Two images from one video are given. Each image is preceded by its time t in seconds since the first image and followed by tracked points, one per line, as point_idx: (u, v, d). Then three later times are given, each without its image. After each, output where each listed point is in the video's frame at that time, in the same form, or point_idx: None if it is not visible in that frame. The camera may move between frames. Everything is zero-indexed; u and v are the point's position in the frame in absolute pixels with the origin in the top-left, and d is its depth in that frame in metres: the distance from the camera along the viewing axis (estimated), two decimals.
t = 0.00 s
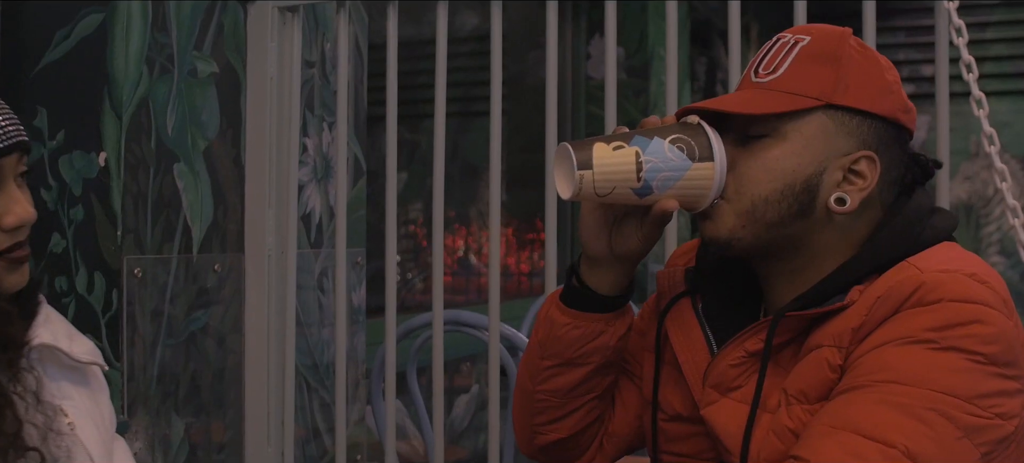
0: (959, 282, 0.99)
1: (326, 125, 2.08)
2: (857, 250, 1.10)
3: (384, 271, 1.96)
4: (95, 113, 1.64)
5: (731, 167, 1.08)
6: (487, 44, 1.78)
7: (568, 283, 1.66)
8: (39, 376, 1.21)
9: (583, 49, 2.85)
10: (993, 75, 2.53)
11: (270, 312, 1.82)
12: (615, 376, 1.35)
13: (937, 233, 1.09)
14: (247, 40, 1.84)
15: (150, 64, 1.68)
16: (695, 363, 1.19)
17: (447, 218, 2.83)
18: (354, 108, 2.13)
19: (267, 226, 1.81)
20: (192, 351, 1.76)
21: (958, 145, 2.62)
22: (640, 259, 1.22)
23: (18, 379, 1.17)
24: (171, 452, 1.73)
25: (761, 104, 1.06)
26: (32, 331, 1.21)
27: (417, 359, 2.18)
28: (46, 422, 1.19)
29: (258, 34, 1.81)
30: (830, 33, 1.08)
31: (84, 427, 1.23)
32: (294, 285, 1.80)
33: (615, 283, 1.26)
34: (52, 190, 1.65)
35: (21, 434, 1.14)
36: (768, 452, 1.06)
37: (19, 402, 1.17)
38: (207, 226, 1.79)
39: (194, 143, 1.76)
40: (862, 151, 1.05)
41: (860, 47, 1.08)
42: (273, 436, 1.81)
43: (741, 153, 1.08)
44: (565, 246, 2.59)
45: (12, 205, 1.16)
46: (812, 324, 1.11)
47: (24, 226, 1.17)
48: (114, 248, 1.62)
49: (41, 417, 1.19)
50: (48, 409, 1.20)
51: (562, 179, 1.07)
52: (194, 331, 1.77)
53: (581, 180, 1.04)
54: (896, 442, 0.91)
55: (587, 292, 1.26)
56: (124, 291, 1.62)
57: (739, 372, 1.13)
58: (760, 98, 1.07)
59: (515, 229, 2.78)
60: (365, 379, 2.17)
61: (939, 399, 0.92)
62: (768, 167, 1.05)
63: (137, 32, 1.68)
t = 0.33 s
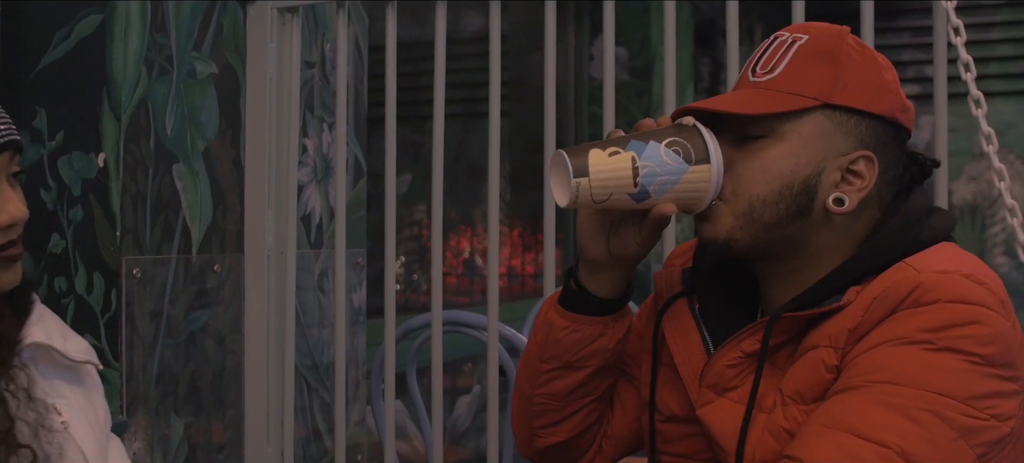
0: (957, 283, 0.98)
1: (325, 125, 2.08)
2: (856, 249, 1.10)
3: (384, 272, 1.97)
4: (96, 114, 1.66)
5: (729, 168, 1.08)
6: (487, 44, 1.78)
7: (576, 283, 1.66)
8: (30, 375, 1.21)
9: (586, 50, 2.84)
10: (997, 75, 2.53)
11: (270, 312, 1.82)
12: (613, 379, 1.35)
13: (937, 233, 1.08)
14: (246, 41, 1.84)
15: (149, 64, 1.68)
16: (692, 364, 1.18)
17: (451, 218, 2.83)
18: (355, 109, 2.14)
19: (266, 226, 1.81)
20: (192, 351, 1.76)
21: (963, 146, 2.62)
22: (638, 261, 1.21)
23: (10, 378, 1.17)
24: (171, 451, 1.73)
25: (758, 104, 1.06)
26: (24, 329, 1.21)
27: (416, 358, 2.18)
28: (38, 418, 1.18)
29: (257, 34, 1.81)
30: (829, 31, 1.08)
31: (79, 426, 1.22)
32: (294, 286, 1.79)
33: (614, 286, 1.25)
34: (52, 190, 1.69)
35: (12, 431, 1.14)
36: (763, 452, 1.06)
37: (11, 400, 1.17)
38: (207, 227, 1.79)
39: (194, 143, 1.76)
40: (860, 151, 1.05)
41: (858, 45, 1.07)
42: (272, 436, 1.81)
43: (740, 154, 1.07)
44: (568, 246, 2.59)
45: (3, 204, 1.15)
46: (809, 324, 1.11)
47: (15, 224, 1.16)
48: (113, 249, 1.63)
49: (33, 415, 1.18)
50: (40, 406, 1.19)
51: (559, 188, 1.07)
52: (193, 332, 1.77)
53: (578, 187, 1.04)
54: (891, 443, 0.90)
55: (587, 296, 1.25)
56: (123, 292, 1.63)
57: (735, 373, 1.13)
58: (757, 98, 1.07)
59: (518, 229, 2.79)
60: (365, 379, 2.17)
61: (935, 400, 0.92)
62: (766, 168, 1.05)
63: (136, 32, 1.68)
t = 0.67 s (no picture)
0: (951, 281, 0.97)
1: (326, 125, 2.09)
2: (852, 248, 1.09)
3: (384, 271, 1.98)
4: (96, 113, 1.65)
5: (726, 170, 1.05)
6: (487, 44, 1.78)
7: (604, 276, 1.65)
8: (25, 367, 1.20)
9: (591, 50, 2.85)
10: (1004, 74, 2.52)
11: (269, 314, 1.83)
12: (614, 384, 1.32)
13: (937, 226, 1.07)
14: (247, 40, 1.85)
15: (150, 65, 1.69)
16: (685, 362, 1.18)
17: (454, 218, 2.84)
18: (356, 109, 2.14)
19: (266, 227, 1.83)
20: (193, 349, 1.77)
21: (970, 145, 2.61)
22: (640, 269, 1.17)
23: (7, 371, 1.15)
24: (171, 449, 1.75)
25: (755, 105, 1.03)
26: (21, 325, 1.20)
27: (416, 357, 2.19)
28: (33, 412, 1.17)
29: (258, 34, 1.82)
30: (823, 28, 1.05)
31: (75, 421, 1.22)
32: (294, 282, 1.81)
33: (614, 295, 1.21)
34: (54, 190, 1.69)
35: (8, 424, 1.13)
36: (755, 450, 1.05)
37: (7, 393, 1.15)
38: (208, 225, 1.80)
39: (195, 143, 1.77)
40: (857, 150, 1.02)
41: (853, 42, 1.05)
42: (273, 435, 1.83)
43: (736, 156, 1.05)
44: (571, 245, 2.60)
45: None
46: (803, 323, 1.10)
47: (10, 220, 1.16)
48: (113, 247, 1.63)
49: (28, 408, 1.17)
50: (35, 400, 1.18)
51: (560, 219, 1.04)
52: (194, 330, 1.78)
53: (579, 218, 1.01)
54: (881, 440, 0.88)
55: (586, 306, 1.22)
56: (124, 291, 1.63)
57: (729, 372, 1.12)
58: (752, 100, 1.04)
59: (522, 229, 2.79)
60: (367, 378, 2.18)
61: (926, 398, 0.90)
62: (764, 170, 1.02)
63: (137, 32, 1.68)
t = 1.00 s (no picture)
0: (951, 279, 0.96)
1: (333, 124, 2.10)
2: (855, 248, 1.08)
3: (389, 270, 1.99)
4: (105, 113, 1.69)
5: (731, 175, 1.04)
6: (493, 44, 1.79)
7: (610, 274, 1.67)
8: (31, 363, 1.22)
9: (601, 50, 2.85)
10: (1016, 74, 2.52)
11: (277, 318, 1.83)
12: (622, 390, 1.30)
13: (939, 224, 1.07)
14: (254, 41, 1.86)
15: (157, 64, 1.71)
16: (683, 362, 1.19)
17: (462, 218, 2.85)
18: (365, 107, 2.16)
19: (274, 228, 1.81)
20: (201, 347, 1.78)
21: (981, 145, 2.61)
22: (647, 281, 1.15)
23: (14, 366, 1.17)
24: (178, 446, 1.76)
25: (757, 109, 1.01)
26: (26, 321, 1.22)
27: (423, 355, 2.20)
28: (38, 406, 1.18)
29: (265, 33, 1.83)
30: (824, 27, 1.03)
31: (79, 416, 1.23)
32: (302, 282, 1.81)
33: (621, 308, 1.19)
34: (63, 188, 1.72)
35: (15, 418, 1.14)
36: (754, 448, 1.04)
37: (12, 388, 1.17)
38: (215, 224, 1.81)
39: (202, 142, 1.78)
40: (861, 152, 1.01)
41: (854, 40, 1.03)
42: (280, 433, 1.83)
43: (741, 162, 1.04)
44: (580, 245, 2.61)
45: (4, 198, 1.17)
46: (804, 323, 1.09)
47: (17, 218, 1.17)
48: (122, 246, 1.67)
49: (32, 402, 1.18)
50: (41, 394, 1.20)
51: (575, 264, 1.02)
52: (202, 328, 1.78)
53: (599, 266, 0.99)
54: (880, 437, 0.88)
55: (594, 320, 1.19)
56: (132, 289, 1.66)
57: (729, 370, 1.12)
58: (755, 104, 1.03)
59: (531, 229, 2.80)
60: (374, 377, 2.18)
61: (925, 395, 0.89)
62: (769, 176, 1.01)
63: (144, 31, 1.71)
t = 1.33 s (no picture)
0: (959, 280, 0.94)
1: (345, 124, 2.11)
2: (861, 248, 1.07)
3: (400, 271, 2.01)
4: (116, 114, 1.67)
5: (741, 183, 1.02)
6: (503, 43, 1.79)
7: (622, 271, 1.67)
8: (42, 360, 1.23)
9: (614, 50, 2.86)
10: None
11: (288, 319, 1.84)
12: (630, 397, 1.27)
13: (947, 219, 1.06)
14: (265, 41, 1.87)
15: (169, 64, 1.71)
16: (687, 361, 1.19)
17: (475, 218, 2.86)
18: (376, 106, 2.17)
19: (285, 222, 1.83)
20: (214, 345, 1.80)
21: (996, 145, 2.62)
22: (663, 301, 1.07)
23: (26, 363, 1.19)
24: (191, 446, 1.76)
25: (768, 120, 0.99)
26: (37, 319, 1.24)
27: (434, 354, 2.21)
28: (50, 402, 1.20)
29: (276, 34, 1.84)
30: (832, 29, 1.00)
31: (91, 412, 1.25)
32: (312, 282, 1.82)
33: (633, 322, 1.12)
34: (76, 188, 1.74)
35: (28, 414, 1.15)
36: (758, 445, 1.02)
37: (24, 383, 1.19)
38: (227, 223, 1.83)
39: (214, 141, 1.80)
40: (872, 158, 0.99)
41: (863, 41, 1.00)
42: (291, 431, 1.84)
43: (751, 171, 1.01)
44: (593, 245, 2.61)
45: (15, 197, 1.18)
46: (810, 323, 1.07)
47: (28, 217, 1.18)
48: (134, 245, 1.66)
49: (45, 398, 1.20)
50: (52, 390, 1.21)
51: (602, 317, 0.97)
52: (214, 326, 1.80)
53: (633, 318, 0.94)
54: (882, 435, 0.86)
55: (605, 336, 1.14)
56: (144, 287, 1.66)
57: (736, 370, 1.10)
58: (763, 114, 1.00)
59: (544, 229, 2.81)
60: (386, 376, 2.19)
61: (929, 396, 0.87)
62: (781, 187, 0.99)
63: (155, 32, 1.70)
